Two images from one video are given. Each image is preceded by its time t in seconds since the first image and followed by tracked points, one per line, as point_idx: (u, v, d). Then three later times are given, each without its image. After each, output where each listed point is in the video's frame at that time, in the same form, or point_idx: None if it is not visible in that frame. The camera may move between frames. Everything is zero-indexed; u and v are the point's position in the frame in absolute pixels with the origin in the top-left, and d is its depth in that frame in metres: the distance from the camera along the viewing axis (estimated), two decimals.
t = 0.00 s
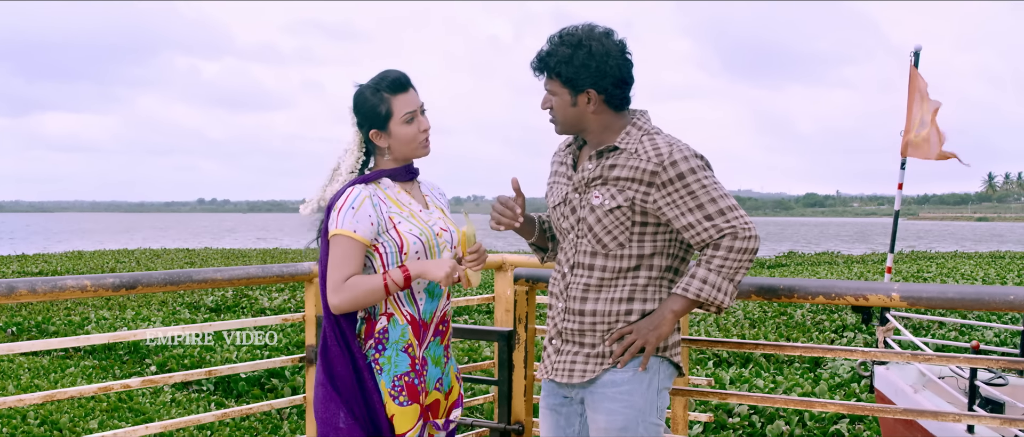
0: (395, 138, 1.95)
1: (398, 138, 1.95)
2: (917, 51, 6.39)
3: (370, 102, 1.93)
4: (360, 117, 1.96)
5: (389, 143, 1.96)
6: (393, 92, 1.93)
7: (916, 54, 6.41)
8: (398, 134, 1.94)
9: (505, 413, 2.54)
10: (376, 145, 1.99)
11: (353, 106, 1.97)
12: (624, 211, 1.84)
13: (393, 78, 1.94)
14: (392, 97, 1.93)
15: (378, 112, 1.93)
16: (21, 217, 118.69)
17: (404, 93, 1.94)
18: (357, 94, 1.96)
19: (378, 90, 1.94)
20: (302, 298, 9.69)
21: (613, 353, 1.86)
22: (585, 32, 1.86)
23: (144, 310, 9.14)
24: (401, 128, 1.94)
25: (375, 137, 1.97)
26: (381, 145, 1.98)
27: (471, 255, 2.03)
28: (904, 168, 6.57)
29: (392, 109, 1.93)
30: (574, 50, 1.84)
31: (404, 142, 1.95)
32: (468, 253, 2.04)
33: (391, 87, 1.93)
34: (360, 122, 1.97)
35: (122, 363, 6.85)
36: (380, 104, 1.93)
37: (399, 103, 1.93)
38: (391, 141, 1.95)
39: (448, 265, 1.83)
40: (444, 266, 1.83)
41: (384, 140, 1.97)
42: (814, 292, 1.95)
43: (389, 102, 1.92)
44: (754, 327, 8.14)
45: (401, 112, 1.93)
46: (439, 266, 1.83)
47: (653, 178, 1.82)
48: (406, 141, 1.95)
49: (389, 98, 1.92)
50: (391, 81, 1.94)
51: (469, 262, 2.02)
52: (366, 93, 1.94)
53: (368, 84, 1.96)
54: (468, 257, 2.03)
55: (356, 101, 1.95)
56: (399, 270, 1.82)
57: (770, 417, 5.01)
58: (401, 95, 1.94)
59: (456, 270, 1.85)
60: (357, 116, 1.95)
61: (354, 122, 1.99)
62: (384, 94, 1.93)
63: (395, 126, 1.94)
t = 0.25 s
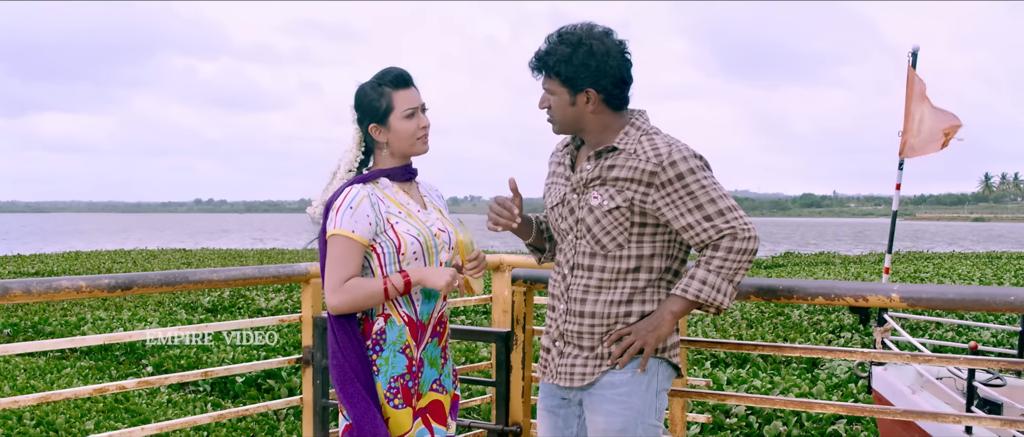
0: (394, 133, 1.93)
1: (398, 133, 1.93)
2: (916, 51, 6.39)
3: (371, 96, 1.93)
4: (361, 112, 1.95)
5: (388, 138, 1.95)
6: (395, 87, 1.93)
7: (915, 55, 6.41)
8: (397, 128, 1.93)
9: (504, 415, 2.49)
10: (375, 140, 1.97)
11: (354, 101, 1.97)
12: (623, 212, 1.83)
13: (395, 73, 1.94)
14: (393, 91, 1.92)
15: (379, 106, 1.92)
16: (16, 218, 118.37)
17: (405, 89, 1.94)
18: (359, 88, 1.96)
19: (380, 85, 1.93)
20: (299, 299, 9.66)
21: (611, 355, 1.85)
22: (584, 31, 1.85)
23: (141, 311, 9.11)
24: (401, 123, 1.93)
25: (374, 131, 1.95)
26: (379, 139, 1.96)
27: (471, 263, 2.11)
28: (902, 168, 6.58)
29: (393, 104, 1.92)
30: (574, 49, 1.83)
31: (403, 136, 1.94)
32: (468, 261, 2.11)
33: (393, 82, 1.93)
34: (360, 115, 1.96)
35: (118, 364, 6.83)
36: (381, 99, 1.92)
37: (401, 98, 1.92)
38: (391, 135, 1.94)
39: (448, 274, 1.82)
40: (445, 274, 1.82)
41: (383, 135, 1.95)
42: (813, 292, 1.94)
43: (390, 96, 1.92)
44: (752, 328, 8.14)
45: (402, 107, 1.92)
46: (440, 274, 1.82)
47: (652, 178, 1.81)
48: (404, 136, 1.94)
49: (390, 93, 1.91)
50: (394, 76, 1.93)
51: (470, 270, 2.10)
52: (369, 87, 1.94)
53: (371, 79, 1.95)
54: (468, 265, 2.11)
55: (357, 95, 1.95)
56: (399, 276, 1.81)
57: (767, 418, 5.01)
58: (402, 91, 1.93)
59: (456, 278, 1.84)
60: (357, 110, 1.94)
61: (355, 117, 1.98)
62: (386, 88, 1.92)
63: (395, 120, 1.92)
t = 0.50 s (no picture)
0: (399, 146, 1.93)
1: (402, 145, 1.93)
2: (916, 53, 6.41)
3: (384, 107, 1.91)
4: (370, 115, 1.94)
5: (393, 149, 1.94)
6: (408, 101, 1.91)
7: (914, 56, 6.42)
8: (403, 142, 1.92)
9: (502, 417, 2.49)
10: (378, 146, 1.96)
11: (366, 104, 1.95)
12: (622, 213, 1.82)
13: (411, 86, 1.91)
14: (405, 105, 1.90)
15: (389, 117, 1.90)
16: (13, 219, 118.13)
17: (419, 104, 1.92)
18: (372, 94, 1.94)
19: (393, 96, 1.91)
20: (297, 300, 9.64)
21: (610, 357, 1.84)
22: (585, 31, 1.84)
23: (138, 312, 9.08)
24: (407, 138, 1.92)
25: (380, 139, 1.94)
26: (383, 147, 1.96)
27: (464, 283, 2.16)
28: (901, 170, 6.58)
29: (403, 117, 1.90)
30: (576, 48, 1.83)
31: (406, 151, 1.94)
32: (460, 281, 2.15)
33: (407, 95, 1.91)
34: (368, 120, 1.94)
35: (115, 366, 6.81)
36: (392, 110, 1.90)
37: (412, 114, 1.91)
38: (395, 147, 1.93)
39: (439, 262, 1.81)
40: (436, 267, 1.81)
41: (388, 143, 1.94)
42: (813, 295, 1.93)
43: (402, 110, 1.90)
44: (750, 329, 8.14)
45: (411, 121, 1.91)
46: (441, 258, 1.82)
47: (651, 179, 1.80)
48: (408, 151, 1.93)
49: (402, 106, 1.90)
50: (408, 90, 1.91)
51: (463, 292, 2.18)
52: (380, 94, 1.92)
53: (384, 85, 1.93)
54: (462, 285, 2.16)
55: (370, 101, 1.93)
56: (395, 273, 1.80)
57: (765, 420, 5.00)
58: (415, 106, 1.91)
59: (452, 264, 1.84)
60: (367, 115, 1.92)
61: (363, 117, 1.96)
62: (399, 101, 1.90)
63: (401, 135, 1.92)
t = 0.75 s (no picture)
0: (390, 127, 1.92)
1: (394, 126, 1.92)
2: (915, 54, 6.41)
3: (369, 92, 1.93)
4: (359, 107, 1.95)
5: (385, 133, 1.93)
6: (392, 82, 1.93)
7: (913, 57, 6.42)
8: (393, 122, 1.91)
9: (501, 420, 2.49)
10: (373, 136, 1.96)
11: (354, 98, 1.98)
12: (622, 214, 1.81)
13: (395, 71, 1.95)
14: (391, 87, 1.93)
15: (376, 101, 1.92)
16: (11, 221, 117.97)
17: (404, 86, 1.94)
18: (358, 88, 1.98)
19: (378, 82, 1.94)
20: (295, 302, 9.62)
21: (611, 359, 1.82)
22: (584, 31, 1.85)
23: (136, 314, 9.06)
24: (397, 117, 1.91)
25: (371, 126, 1.94)
26: (376, 134, 1.95)
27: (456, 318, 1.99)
28: (900, 171, 6.58)
29: (389, 98, 1.91)
30: (579, 47, 1.83)
31: (399, 130, 1.92)
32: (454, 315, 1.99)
33: (392, 79, 1.94)
34: (359, 113, 1.96)
35: (113, 368, 6.79)
36: (378, 94, 1.92)
37: (398, 93, 1.92)
38: (387, 130, 1.93)
39: (440, 306, 1.85)
40: (434, 308, 1.85)
41: (380, 130, 1.94)
42: (814, 297, 1.93)
43: (387, 90, 1.92)
44: (749, 331, 8.13)
45: (398, 101, 1.92)
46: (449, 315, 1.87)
47: (651, 180, 1.79)
48: (401, 129, 1.91)
49: (387, 88, 1.92)
50: (393, 74, 1.94)
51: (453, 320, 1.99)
52: (367, 85, 1.95)
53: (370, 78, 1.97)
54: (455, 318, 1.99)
55: (357, 92, 1.96)
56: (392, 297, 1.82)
57: (764, 421, 5.00)
58: (400, 87, 1.93)
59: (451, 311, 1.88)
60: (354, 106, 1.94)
61: (354, 114, 1.98)
62: (384, 84, 1.93)
63: (392, 113, 1.91)
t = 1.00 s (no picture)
0: (382, 127, 1.91)
1: (384, 127, 1.91)
2: (914, 56, 6.41)
3: (363, 93, 1.93)
4: (352, 107, 1.95)
5: (376, 133, 1.93)
6: (387, 83, 1.92)
7: (912, 59, 6.42)
8: (384, 123, 1.91)
9: (500, 422, 2.49)
10: (364, 137, 1.95)
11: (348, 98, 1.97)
12: (623, 215, 1.80)
13: (390, 73, 1.94)
14: (385, 88, 1.92)
15: (369, 101, 1.91)
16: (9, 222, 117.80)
17: (398, 88, 1.94)
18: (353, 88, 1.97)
19: (373, 83, 1.93)
20: (293, 304, 9.61)
21: (611, 361, 1.82)
22: (585, 30, 1.85)
23: (134, 315, 9.05)
24: (389, 118, 1.90)
25: (362, 126, 1.94)
26: (367, 134, 1.94)
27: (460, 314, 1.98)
28: (899, 173, 6.58)
29: (382, 99, 1.91)
30: (583, 46, 1.83)
31: (388, 132, 1.91)
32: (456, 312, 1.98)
33: (387, 81, 1.93)
34: (352, 112, 1.95)
35: (111, 370, 6.77)
36: (371, 95, 1.92)
37: (391, 95, 1.91)
38: (378, 130, 1.92)
39: (432, 329, 1.84)
40: (428, 327, 1.84)
41: (371, 130, 1.93)
42: (816, 299, 1.92)
43: (380, 91, 1.91)
44: (747, 333, 8.13)
45: (392, 102, 1.91)
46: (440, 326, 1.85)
47: (652, 180, 1.78)
48: (391, 130, 1.90)
49: (381, 89, 1.91)
50: (388, 76, 1.94)
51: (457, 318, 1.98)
52: (362, 85, 1.94)
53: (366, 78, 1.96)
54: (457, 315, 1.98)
55: (350, 92, 1.95)
56: (385, 308, 1.82)
57: (763, 423, 4.99)
58: (395, 89, 1.92)
59: (444, 329, 1.87)
60: (346, 105, 1.93)
61: (346, 114, 1.97)
62: (379, 85, 1.92)
63: (382, 114, 1.90)
